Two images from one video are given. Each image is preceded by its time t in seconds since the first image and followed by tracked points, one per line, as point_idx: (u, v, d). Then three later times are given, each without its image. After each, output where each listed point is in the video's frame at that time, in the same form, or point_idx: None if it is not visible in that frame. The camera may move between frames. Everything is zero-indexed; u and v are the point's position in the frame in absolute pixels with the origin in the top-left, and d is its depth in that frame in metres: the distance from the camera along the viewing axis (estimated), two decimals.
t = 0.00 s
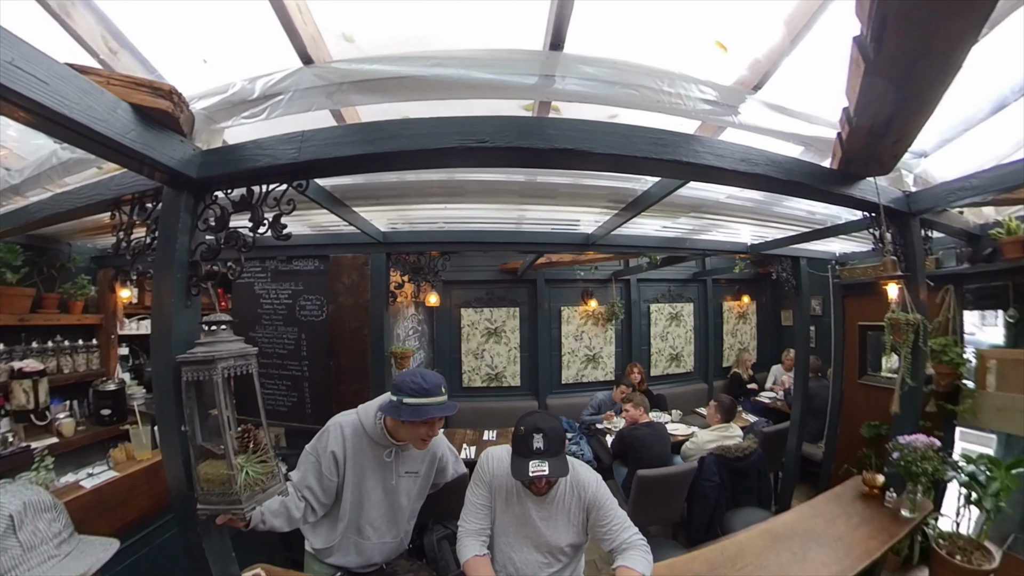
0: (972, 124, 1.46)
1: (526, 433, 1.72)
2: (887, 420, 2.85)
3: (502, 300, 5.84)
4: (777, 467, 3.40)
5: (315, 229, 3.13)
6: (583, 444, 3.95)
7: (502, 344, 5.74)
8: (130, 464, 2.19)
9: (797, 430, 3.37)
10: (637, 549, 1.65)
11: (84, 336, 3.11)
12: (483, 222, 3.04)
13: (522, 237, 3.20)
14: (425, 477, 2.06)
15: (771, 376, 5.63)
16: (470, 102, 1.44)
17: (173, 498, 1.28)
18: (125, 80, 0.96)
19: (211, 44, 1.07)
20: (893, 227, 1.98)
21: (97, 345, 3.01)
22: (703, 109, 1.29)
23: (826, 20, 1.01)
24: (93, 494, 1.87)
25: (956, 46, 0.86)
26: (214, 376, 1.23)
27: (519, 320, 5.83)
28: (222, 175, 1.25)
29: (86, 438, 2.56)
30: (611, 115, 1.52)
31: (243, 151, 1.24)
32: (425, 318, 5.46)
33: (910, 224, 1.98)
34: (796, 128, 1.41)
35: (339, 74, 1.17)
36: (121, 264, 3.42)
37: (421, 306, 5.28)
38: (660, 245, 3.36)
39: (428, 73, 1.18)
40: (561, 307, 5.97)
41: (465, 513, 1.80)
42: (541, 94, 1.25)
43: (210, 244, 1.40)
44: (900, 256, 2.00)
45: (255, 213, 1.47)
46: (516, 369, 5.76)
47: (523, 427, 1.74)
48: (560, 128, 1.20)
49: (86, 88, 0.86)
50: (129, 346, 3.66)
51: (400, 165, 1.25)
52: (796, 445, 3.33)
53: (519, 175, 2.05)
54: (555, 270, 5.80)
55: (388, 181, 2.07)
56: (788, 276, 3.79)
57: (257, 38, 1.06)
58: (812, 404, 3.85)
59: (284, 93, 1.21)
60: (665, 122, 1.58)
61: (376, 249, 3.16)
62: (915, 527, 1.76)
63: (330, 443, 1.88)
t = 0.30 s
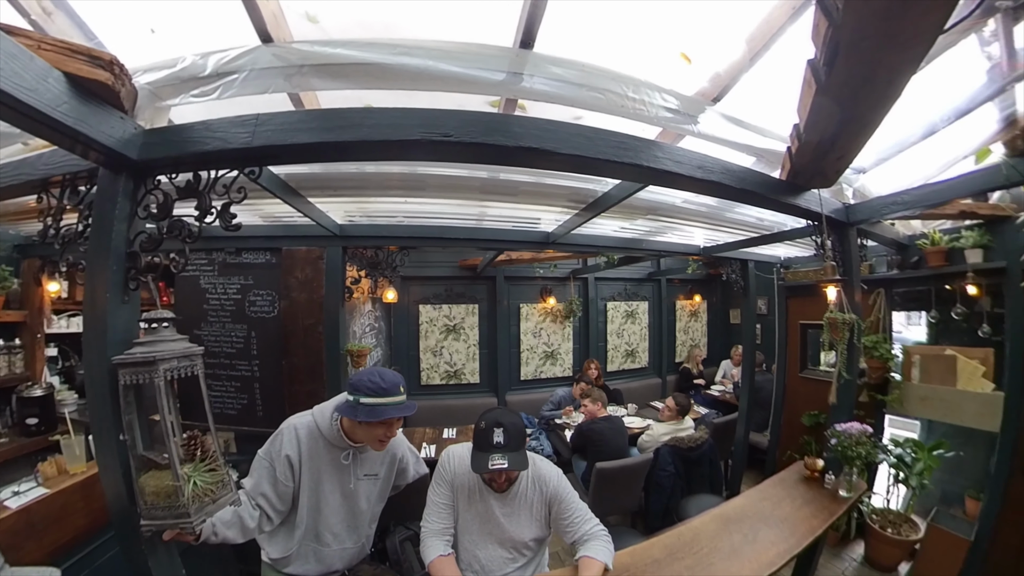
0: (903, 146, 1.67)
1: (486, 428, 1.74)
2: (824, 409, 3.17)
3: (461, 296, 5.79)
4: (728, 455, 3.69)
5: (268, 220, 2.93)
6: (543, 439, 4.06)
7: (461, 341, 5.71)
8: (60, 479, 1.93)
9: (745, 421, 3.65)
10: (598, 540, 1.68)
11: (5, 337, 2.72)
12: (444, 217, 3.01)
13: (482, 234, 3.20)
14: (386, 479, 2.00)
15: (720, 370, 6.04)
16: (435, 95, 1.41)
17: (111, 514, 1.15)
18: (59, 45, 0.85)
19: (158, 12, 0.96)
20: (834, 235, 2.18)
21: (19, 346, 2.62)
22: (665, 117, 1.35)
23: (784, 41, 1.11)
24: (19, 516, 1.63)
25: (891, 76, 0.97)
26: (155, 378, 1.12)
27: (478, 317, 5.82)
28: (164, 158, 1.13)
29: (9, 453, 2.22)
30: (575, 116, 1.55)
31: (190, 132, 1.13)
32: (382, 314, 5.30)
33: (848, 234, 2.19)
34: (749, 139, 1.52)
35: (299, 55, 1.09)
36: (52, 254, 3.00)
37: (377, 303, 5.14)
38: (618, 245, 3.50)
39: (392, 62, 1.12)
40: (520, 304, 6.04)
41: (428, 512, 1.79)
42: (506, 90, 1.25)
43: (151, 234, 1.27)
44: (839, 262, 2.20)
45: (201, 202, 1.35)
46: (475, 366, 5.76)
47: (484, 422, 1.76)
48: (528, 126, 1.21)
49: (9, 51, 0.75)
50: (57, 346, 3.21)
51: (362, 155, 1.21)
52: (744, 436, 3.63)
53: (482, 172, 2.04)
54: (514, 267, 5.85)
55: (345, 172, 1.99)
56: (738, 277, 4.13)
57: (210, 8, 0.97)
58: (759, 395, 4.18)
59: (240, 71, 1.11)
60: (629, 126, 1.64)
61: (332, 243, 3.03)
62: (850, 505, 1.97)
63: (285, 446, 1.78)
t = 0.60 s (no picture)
0: (908, 141, 1.64)
1: (488, 421, 1.75)
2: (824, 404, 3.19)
3: (462, 290, 5.80)
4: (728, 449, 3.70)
5: (268, 215, 3.00)
6: (545, 432, 4.09)
7: (463, 335, 5.73)
8: (69, 475, 1.96)
9: (745, 414, 3.67)
10: (599, 532, 1.67)
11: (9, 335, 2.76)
12: (446, 211, 3.00)
13: (484, 227, 3.19)
14: (388, 470, 2.03)
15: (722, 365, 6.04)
16: (436, 88, 1.39)
17: (119, 508, 1.17)
18: (58, 42, 0.84)
19: (158, 8, 0.95)
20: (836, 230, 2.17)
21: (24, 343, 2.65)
22: (666, 110, 1.36)
23: (786, 34, 1.09)
24: (27, 511, 1.66)
25: (898, 70, 0.95)
26: (160, 374, 1.13)
27: (479, 310, 5.83)
28: (166, 155, 1.13)
29: (18, 448, 2.24)
30: (577, 109, 1.54)
31: (191, 128, 1.13)
32: (384, 308, 5.31)
33: (851, 228, 2.17)
34: (752, 133, 1.53)
35: (299, 48, 1.08)
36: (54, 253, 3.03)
37: (379, 297, 5.16)
38: (620, 239, 3.49)
39: (392, 55, 1.12)
40: (522, 298, 6.04)
41: (430, 504, 1.80)
42: (508, 83, 1.26)
43: (153, 230, 1.28)
44: (841, 257, 2.18)
45: (203, 197, 1.34)
46: (477, 360, 5.79)
47: (485, 415, 1.77)
48: (530, 119, 1.21)
49: (9, 49, 0.74)
50: (60, 343, 3.25)
51: (363, 149, 1.20)
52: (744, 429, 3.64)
53: (483, 165, 2.03)
54: (516, 261, 5.85)
55: (347, 166, 1.98)
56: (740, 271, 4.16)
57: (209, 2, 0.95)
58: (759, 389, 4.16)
59: (239, 65, 1.11)
60: (631, 120, 1.64)
61: (333, 237, 3.03)
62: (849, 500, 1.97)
63: (288, 437, 1.81)
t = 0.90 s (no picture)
0: (940, 126, 1.55)
1: (504, 410, 1.76)
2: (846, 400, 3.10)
3: (480, 281, 5.83)
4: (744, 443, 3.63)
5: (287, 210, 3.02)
6: (560, 422, 4.12)
7: (480, 325, 5.78)
8: (104, 459, 2.08)
9: (764, 409, 3.58)
10: (613, 522, 1.68)
11: (46, 329, 2.93)
12: (462, 202, 3.01)
13: (500, 218, 3.18)
14: (406, 456, 2.09)
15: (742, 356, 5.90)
16: (448, 79, 1.38)
17: (151, 490, 1.24)
18: (81, 50, 0.87)
19: (173, 10, 0.96)
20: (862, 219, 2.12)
21: (60, 337, 2.84)
22: (684, 95, 1.30)
23: (810, 14, 1.03)
24: (65, 493, 1.78)
25: (933, 48, 0.89)
26: (188, 363, 1.18)
27: (496, 301, 5.86)
28: (188, 154, 1.17)
29: (56, 436, 2.43)
30: (592, 96, 1.49)
31: (211, 127, 1.16)
32: (403, 299, 5.40)
33: (877, 219, 2.11)
34: (776, 118, 1.46)
35: (312, 46, 1.08)
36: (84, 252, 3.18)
37: (398, 288, 5.25)
38: (638, 228, 3.42)
39: (404, 48, 1.11)
40: (539, 288, 6.03)
41: (447, 490, 1.85)
42: (520, 72, 1.23)
43: (177, 226, 1.32)
44: (867, 248, 2.13)
45: (224, 193, 1.38)
46: (494, 350, 5.84)
47: (501, 405, 1.79)
48: (543, 108, 1.19)
49: (33, 58, 0.77)
50: (93, 337, 3.45)
51: (377, 142, 1.21)
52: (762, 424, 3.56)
53: (498, 155, 2.01)
54: (533, 251, 5.83)
55: (363, 159, 2.00)
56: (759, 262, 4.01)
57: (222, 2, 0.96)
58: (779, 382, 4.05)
59: (254, 65, 1.12)
60: (647, 107, 1.57)
61: (352, 230, 3.07)
62: (868, 498, 1.92)
63: (311, 420, 1.89)
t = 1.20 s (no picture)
0: (978, 110, 1.44)
1: (519, 401, 1.77)
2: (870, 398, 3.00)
3: (497, 270, 5.85)
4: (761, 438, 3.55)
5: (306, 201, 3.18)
6: (576, 412, 4.13)
7: (498, 314, 5.81)
8: (136, 444, 2.17)
9: (783, 403, 3.50)
10: (626, 513, 1.68)
11: (79, 321, 3.12)
12: (479, 191, 2.99)
13: (516, 207, 3.16)
14: (422, 443, 2.14)
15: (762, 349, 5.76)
16: (462, 67, 1.36)
17: (180, 473, 1.32)
18: (101, 53, 0.90)
19: (189, 10, 0.97)
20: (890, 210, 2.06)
21: (92, 329, 3.02)
22: (705, 80, 1.25)
23: None
24: (101, 476, 1.85)
25: (972, 24, 0.82)
26: (212, 353, 1.24)
27: (513, 290, 5.87)
28: (208, 151, 1.20)
29: (88, 422, 2.59)
30: (610, 82, 1.43)
31: (229, 123, 1.18)
32: (421, 288, 5.47)
33: (907, 209, 2.00)
34: (801, 104, 1.38)
35: (326, 38, 1.08)
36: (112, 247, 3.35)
37: (417, 278, 5.32)
38: (657, 217, 3.34)
39: (417, 37, 1.10)
40: (556, 278, 6.00)
41: (462, 477, 1.88)
42: (536, 58, 1.20)
43: (200, 221, 1.37)
44: (896, 240, 2.02)
45: (244, 187, 1.42)
46: (511, 339, 5.87)
47: (516, 395, 1.79)
48: (559, 95, 1.16)
49: (54, 62, 0.80)
50: (123, 328, 3.64)
51: (392, 134, 1.21)
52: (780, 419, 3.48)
53: (515, 144, 1.99)
54: (550, 240, 5.79)
55: (379, 150, 2.01)
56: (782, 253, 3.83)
57: None
58: (800, 377, 3.93)
59: (269, 60, 1.12)
60: (665, 91, 1.50)
61: (369, 220, 3.11)
62: (888, 499, 1.85)
63: (330, 407, 1.95)
